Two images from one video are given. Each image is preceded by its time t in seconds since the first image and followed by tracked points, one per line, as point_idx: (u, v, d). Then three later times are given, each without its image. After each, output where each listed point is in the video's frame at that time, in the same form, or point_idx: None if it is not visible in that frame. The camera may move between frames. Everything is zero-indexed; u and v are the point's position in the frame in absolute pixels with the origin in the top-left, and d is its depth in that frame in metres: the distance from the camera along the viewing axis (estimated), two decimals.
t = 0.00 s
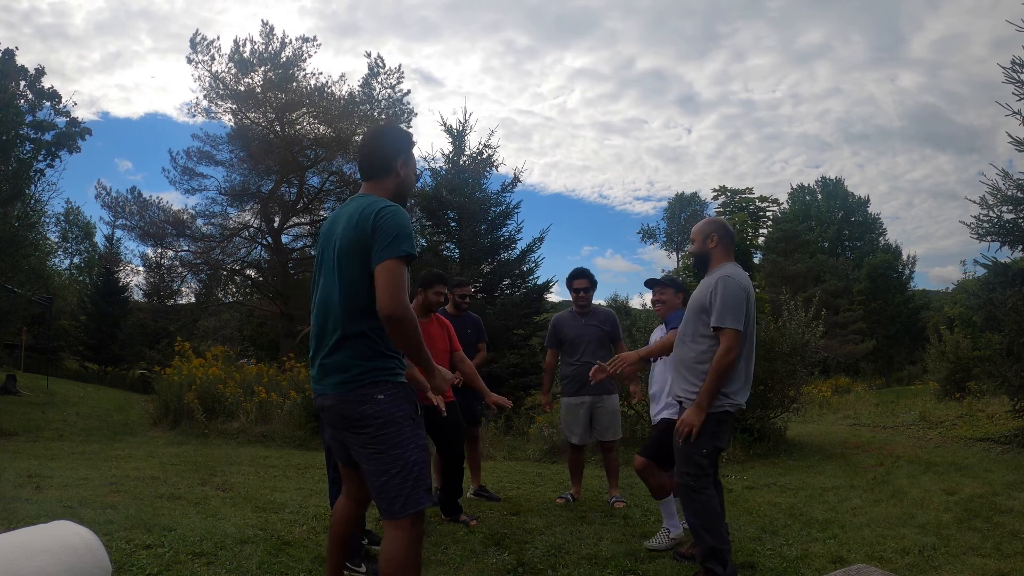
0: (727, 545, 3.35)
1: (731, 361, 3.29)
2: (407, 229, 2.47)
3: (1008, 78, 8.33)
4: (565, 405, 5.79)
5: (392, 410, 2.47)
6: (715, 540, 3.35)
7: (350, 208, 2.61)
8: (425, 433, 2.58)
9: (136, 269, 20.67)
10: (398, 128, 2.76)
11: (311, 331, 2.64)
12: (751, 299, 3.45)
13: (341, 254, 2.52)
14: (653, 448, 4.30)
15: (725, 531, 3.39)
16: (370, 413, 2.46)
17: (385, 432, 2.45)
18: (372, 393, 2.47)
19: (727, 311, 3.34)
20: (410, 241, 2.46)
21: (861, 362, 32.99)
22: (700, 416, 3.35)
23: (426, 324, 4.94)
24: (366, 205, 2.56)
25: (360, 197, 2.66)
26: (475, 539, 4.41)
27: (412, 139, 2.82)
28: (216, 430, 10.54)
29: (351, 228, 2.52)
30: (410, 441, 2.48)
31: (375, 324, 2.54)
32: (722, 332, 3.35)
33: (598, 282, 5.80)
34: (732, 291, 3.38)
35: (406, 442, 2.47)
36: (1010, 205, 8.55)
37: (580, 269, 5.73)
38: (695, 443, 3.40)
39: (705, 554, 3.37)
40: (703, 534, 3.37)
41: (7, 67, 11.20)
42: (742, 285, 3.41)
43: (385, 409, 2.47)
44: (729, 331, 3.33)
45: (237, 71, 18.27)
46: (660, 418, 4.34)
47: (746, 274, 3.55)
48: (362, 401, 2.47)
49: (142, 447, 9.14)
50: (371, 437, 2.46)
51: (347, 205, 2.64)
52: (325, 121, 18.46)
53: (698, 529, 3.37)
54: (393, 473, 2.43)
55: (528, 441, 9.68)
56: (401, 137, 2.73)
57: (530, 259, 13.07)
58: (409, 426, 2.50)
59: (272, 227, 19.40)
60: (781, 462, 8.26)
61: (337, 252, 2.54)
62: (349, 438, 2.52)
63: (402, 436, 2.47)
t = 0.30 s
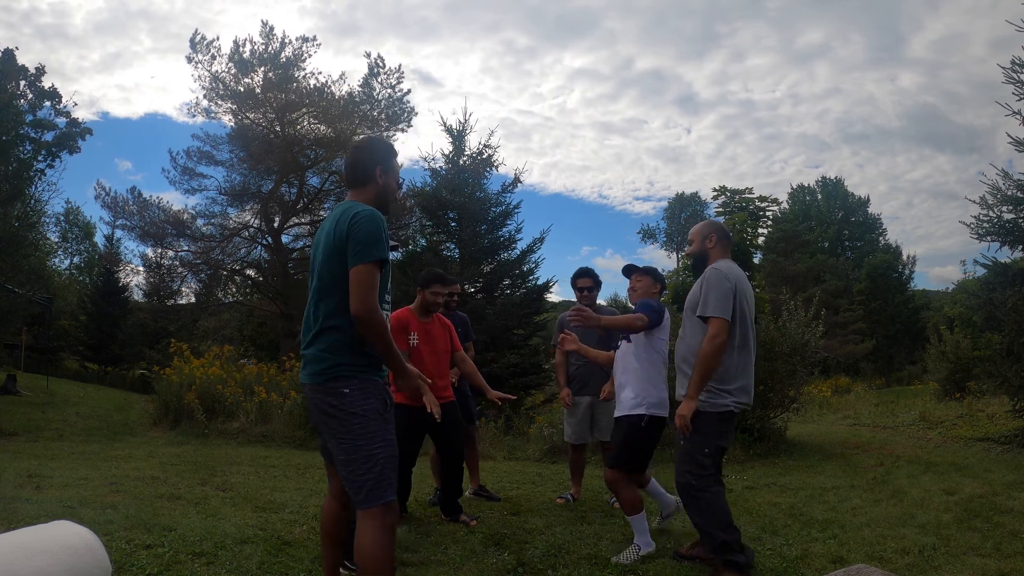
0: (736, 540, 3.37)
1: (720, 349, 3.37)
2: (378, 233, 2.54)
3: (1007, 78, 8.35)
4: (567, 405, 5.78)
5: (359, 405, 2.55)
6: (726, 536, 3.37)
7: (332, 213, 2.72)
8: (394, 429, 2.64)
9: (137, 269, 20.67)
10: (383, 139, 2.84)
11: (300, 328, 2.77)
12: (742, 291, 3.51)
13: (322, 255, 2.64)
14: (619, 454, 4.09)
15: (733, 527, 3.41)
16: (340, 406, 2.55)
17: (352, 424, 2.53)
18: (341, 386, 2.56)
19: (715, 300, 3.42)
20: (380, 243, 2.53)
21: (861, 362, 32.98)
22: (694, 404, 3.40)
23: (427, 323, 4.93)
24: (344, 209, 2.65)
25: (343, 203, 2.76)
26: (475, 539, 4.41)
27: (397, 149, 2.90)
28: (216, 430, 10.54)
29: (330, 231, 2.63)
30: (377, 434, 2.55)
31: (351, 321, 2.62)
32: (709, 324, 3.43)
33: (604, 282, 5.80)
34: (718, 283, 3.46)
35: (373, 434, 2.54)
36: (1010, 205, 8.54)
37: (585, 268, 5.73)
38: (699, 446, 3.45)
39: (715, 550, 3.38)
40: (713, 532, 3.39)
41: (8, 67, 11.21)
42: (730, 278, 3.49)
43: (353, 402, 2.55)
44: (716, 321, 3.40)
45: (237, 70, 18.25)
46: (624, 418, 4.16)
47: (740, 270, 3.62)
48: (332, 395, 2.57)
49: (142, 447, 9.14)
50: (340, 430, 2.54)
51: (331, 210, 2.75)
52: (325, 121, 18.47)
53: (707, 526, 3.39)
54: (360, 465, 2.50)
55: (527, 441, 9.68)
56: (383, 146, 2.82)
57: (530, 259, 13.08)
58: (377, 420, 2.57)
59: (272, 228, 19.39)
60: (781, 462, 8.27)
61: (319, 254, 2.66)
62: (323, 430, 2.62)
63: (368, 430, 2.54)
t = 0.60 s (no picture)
0: (745, 548, 3.39)
1: (719, 353, 3.39)
2: (374, 239, 2.54)
3: (1007, 78, 8.36)
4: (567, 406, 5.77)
5: (361, 411, 2.56)
6: (734, 544, 3.39)
7: (330, 220, 2.71)
8: (397, 433, 2.63)
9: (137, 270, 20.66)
10: (386, 149, 2.86)
11: (296, 334, 2.77)
12: (740, 293, 3.53)
13: (318, 261, 2.63)
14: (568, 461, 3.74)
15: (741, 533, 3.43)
16: (340, 413, 2.55)
17: (353, 432, 2.54)
18: (340, 394, 2.56)
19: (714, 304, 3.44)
20: (376, 249, 2.53)
21: (861, 362, 32.96)
22: (685, 405, 3.40)
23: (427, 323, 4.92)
24: (342, 215, 2.65)
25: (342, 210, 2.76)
26: (475, 539, 4.41)
27: (399, 158, 2.90)
28: (216, 430, 10.53)
29: (326, 237, 2.62)
30: (379, 440, 2.55)
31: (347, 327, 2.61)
32: (707, 329, 3.45)
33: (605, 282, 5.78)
34: (714, 286, 3.48)
35: (375, 441, 2.55)
36: (1010, 205, 8.55)
37: (587, 268, 5.73)
38: (709, 452, 3.48)
39: (726, 557, 3.41)
40: (721, 539, 3.41)
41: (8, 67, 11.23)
42: (727, 281, 3.51)
43: (354, 409, 2.55)
44: (713, 325, 3.42)
45: (237, 71, 18.25)
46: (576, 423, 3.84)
47: (739, 271, 3.63)
48: (332, 402, 2.57)
49: (142, 447, 9.13)
50: (343, 437, 2.55)
51: (329, 217, 2.75)
52: (325, 121, 18.47)
53: (717, 534, 3.40)
54: (366, 472, 2.51)
55: (528, 441, 9.68)
56: (384, 155, 2.82)
57: (530, 259, 13.08)
58: (380, 426, 2.58)
59: (272, 228, 19.38)
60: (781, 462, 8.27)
61: (315, 260, 2.66)
62: (325, 437, 2.63)
63: (371, 437, 2.54)
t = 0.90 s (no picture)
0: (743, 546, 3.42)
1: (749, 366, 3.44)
2: (382, 231, 2.56)
3: (1007, 79, 8.37)
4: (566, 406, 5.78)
5: (365, 410, 2.56)
6: (733, 542, 3.42)
7: (331, 213, 2.70)
8: (400, 434, 2.64)
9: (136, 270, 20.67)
10: (383, 141, 2.86)
11: (296, 330, 2.75)
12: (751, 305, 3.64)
13: (322, 254, 2.63)
14: (550, 492, 3.58)
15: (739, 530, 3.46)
16: (343, 411, 2.55)
17: (356, 430, 2.54)
18: (344, 391, 2.56)
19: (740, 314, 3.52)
20: (385, 241, 2.55)
21: (861, 362, 32.94)
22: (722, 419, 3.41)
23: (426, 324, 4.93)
24: (345, 206, 2.65)
25: (341, 202, 2.75)
26: (475, 539, 4.41)
27: (396, 150, 2.91)
28: (216, 430, 10.53)
29: (330, 230, 2.62)
30: (381, 440, 2.55)
31: (353, 321, 2.61)
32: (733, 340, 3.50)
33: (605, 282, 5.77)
34: (738, 298, 3.55)
35: (379, 439, 2.55)
36: (1010, 205, 8.55)
37: (585, 269, 5.72)
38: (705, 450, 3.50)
39: (725, 555, 3.43)
40: (720, 536, 3.43)
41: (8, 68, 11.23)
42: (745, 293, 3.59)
43: (357, 408, 2.56)
44: (742, 337, 3.47)
45: (237, 70, 18.25)
46: (552, 450, 3.66)
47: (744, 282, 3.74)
48: (336, 399, 2.56)
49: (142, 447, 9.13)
50: (345, 435, 2.55)
51: (328, 210, 2.74)
52: (325, 121, 18.47)
53: (714, 532, 3.43)
54: (368, 471, 2.51)
55: (528, 441, 9.68)
56: (382, 146, 2.83)
57: (531, 259, 13.07)
58: (384, 425, 2.58)
59: (272, 227, 19.36)
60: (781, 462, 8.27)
61: (317, 253, 2.65)
62: (324, 434, 2.62)
63: (375, 435, 2.55)
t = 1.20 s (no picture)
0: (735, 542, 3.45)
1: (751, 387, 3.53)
2: (387, 245, 2.57)
3: (1007, 79, 8.38)
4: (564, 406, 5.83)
5: (373, 421, 2.56)
6: (724, 536, 3.46)
7: (331, 224, 2.69)
8: (411, 439, 2.65)
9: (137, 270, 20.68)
10: (382, 150, 2.86)
11: (295, 341, 2.73)
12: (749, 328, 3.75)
13: (323, 266, 2.61)
14: (536, 493, 3.57)
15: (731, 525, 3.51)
16: (352, 424, 2.55)
17: (367, 442, 2.54)
18: (351, 405, 2.55)
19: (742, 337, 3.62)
20: (388, 254, 2.56)
21: (861, 362, 32.92)
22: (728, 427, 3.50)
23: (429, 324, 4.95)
24: (346, 217, 2.64)
25: (341, 212, 2.74)
26: (475, 539, 4.41)
27: (395, 159, 2.91)
28: (216, 430, 10.53)
29: (333, 242, 2.60)
30: (394, 449, 2.56)
31: (356, 334, 2.61)
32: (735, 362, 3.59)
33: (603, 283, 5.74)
34: (739, 322, 3.65)
35: (390, 450, 2.56)
36: (1010, 205, 8.55)
37: (583, 270, 5.71)
38: (696, 454, 3.60)
39: (719, 550, 3.46)
40: (711, 532, 3.48)
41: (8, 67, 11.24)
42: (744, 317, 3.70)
43: (366, 420, 2.55)
44: (743, 360, 3.58)
45: (237, 70, 18.25)
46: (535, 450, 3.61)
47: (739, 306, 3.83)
48: (343, 413, 2.56)
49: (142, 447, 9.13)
50: (355, 448, 2.55)
51: (328, 220, 2.72)
52: (325, 121, 18.46)
53: (704, 526, 3.49)
54: (385, 479, 2.53)
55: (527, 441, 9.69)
56: (383, 156, 2.83)
57: (531, 259, 13.08)
58: (394, 434, 2.59)
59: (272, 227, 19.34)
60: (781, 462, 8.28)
61: (318, 264, 2.64)
62: (333, 446, 2.62)
63: (386, 445, 2.55)
